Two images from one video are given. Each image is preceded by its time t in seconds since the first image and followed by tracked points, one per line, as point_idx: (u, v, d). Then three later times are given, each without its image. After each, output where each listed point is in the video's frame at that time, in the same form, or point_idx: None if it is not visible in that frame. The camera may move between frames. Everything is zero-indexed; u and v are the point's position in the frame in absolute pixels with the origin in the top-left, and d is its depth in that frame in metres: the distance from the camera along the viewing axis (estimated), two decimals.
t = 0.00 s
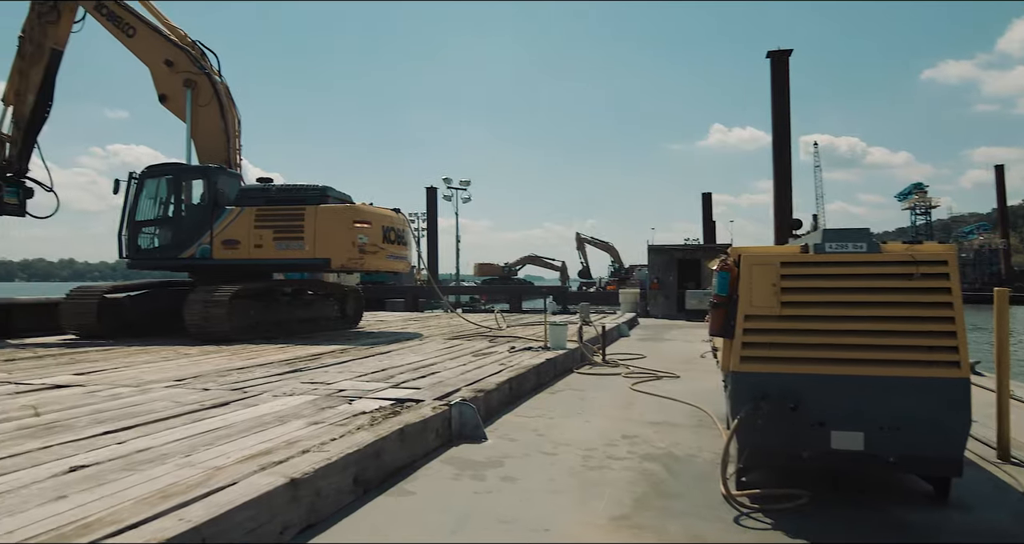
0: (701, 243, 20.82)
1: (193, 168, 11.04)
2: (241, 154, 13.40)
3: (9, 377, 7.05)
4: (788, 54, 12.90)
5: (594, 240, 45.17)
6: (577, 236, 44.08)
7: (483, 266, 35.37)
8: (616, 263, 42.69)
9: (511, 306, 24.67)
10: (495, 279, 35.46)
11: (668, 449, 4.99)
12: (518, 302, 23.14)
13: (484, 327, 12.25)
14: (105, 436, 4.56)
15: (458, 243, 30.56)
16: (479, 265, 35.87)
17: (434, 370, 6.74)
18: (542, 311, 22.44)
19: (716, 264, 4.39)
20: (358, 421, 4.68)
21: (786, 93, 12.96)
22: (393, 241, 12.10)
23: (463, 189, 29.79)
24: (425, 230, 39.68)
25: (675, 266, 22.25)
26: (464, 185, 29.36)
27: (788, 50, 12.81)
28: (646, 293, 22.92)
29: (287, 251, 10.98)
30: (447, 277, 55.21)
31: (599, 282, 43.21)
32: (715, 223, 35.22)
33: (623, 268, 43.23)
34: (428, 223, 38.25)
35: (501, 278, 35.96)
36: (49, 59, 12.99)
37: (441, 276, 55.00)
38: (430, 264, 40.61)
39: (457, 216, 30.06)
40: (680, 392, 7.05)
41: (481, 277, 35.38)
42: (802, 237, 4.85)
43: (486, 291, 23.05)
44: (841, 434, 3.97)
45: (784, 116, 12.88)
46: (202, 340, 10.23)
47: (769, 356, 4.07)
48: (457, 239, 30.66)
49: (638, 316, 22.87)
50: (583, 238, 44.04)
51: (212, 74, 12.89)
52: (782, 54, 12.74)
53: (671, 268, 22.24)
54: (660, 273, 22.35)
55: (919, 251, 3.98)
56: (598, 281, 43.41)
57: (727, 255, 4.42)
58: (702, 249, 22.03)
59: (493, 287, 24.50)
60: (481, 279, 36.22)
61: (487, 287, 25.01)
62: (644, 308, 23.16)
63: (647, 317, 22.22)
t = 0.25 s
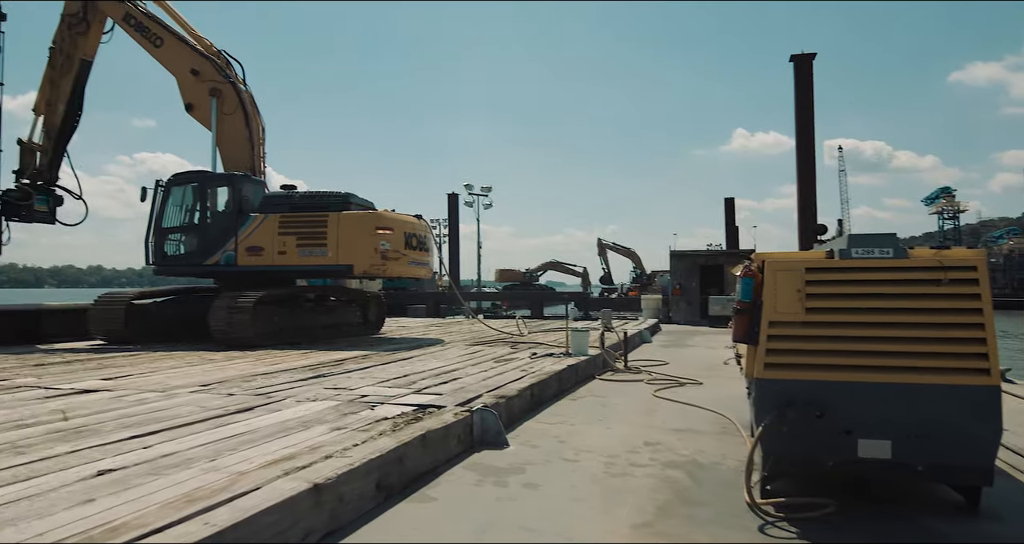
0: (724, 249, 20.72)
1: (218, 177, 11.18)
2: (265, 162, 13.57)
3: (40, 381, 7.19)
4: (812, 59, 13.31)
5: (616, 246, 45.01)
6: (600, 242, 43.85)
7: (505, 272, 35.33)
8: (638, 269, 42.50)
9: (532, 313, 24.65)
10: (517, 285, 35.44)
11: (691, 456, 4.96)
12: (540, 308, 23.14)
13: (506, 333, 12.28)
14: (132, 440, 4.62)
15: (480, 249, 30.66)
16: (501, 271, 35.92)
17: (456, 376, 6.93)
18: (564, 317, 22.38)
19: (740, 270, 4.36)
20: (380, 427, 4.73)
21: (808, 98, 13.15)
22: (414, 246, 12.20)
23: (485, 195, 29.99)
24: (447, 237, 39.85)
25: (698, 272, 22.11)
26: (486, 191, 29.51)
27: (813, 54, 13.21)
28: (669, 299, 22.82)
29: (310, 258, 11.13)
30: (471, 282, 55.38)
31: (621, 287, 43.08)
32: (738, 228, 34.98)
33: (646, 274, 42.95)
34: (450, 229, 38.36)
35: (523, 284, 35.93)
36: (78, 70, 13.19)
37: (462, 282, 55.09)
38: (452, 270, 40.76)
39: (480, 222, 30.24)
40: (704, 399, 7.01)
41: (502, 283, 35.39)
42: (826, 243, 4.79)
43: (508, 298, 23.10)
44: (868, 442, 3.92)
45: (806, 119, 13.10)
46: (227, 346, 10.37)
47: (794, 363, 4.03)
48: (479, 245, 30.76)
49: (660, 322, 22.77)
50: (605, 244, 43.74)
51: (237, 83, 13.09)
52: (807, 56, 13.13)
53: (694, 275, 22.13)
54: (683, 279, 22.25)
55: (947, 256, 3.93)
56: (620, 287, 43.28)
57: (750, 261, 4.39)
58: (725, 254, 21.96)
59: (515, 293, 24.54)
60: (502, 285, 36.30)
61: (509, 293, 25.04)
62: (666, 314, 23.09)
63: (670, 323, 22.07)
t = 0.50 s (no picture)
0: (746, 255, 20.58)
1: (241, 186, 11.33)
2: (288, 170, 13.73)
3: (68, 387, 7.32)
4: (835, 63, 13.24)
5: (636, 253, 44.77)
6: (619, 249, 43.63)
7: (525, 280, 35.28)
8: (659, 276, 42.21)
9: (553, 320, 24.58)
10: (537, 293, 35.37)
11: (715, 465, 4.92)
12: (560, 316, 23.08)
13: (527, 341, 12.26)
14: (157, 447, 4.68)
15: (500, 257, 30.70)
16: (520, 279, 35.91)
17: (478, 384, 6.95)
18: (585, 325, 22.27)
19: (763, 278, 4.33)
20: (402, 434, 4.76)
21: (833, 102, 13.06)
22: (435, 254, 12.25)
23: (505, 202, 30.06)
24: (467, 244, 39.97)
25: (720, 279, 21.96)
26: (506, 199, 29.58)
27: (836, 58, 13.10)
28: (690, 306, 22.66)
29: (331, 266, 11.20)
30: (490, 290, 55.36)
31: (641, 295, 42.84)
32: (759, 235, 34.65)
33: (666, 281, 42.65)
34: (470, 237, 38.41)
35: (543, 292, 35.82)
36: (106, 81, 13.53)
37: (482, 289, 55.04)
38: (471, 278, 40.84)
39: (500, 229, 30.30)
40: (727, 408, 6.95)
41: (522, 290, 35.35)
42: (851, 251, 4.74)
43: (528, 305, 23.07)
44: (895, 452, 3.86)
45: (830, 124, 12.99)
46: (250, 353, 10.47)
47: (818, 371, 3.98)
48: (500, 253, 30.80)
49: (681, 329, 22.63)
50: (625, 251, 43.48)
51: (260, 93, 13.26)
52: (829, 61, 13.01)
53: (716, 282, 21.97)
54: (705, 286, 22.08)
55: (976, 263, 3.86)
56: (640, 294, 43.02)
57: (774, 268, 4.36)
58: (747, 261, 21.86)
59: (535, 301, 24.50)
60: (522, 292, 36.26)
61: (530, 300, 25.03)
62: (688, 321, 22.94)
63: (691, 330, 21.88)
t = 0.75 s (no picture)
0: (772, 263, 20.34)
1: (268, 195, 11.55)
2: (313, 181, 13.94)
3: (99, 395, 7.48)
4: (862, 68, 13.08)
5: (660, 261, 44.48)
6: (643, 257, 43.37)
7: (548, 289, 35.24)
8: (683, 284, 41.86)
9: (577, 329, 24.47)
10: (561, 301, 35.29)
11: (741, 476, 4.85)
12: (584, 324, 22.99)
13: (550, 349, 12.25)
14: (184, 454, 4.75)
15: (523, 266, 30.75)
16: (544, 287, 35.88)
17: (501, 392, 6.96)
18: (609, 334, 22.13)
19: (789, 286, 4.28)
20: (426, 442, 4.79)
21: (860, 107, 12.94)
22: (458, 263, 12.33)
23: (529, 211, 30.13)
24: (490, 253, 40.10)
25: (746, 287, 21.69)
26: (529, 208, 29.65)
27: (862, 64, 12.96)
28: (715, 315, 22.42)
29: (356, 274, 11.34)
30: (513, 298, 55.47)
31: (666, 303, 42.50)
32: (786, 242, 34.20)
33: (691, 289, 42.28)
34: (494, 245, 38.51)
35: (567, 300, 35.73)
36: (136, 94, 13.85)
37: (506, 298, 55.02)
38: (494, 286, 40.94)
39: (523, 238, 30.37)
40: (753, 417, 6.86)
41: (546, 299, 35.30)
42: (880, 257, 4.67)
43: (552, 314, 23.03)
44: (927, 464, 3.79)
45: (857, 129, 12.85)
46: (275, 361, 10.61)
47: (847, 380, 3.92)
48: (523, 261, 30.85)
49: (706, 338, 22.41)
50: (649, 259, 43.20)
51: (286, 104, 13.52)
52: (856, 67, 12.86)
53: (742, 290, 21.69)
54: (730, 294, 21.82)
55: (1010, 270, 3.78)
56: (664, 302, 42.69)
57: (800, 276, 4.30)
58: (773, 269, 21.58)
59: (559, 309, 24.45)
60: (545, 301, 36.22)
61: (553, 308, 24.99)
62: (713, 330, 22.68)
63: (716, 339, 21.63)
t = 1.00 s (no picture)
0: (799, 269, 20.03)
1: (292, 203, 11.72)
2: (337, 189, 14.12)
3: (128, 401, 7.65)
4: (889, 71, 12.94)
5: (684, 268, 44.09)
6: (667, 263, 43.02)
7: (571, 296, 35.14)
8: (708, 291, 41.43)
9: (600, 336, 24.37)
10: (584, 307, 35.16)
11: (768, 485, 4.79)
12: (607, 331, 22.87)
13: (573, 356, 12.21)
14: (211, 460, 4.83)
15: (546, 273, 30.73)
16: (567, 294, 35.78)
17: (524, 399, 6.97)
18: (633, 341, 21.98)
19: (816, 292, 4.23)
20: (449, 449, 4.82)
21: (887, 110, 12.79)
22: (481, 270, 12.38)
23: (551, 217, 30.14)
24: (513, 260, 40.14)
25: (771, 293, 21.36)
26: (552, 214, 29.65)
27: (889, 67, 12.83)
28: (741, 322, 22.15)
29: (380, 281, 11.46)
30: (537, 305, 55.45)
31: (691, 309, 42.09)
32: (813, 248, 33.68)
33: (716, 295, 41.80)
34: (516, 252, 38.54)
35: (590, 307, 35.58)
36: (164, 104, 14.26)
37: (530, 305, 54.96)
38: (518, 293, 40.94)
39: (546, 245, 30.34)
40: (780, 425, 6.77)
41: (569, 306, 35.19)
42: (910, 262, 4.57)
43: (575, 321, 22.95)
44: (958, 473, 3.77)
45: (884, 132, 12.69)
46: (300, 368, 10.75)
47: (876, 389, 3.90)
48: (546, 268, 30.82)
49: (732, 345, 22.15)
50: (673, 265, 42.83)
51: (311, 114, 13.74)
52: (882, 70, 12.75)
53: (767, 296, 21.36)
54: (755, 300, 21.53)
55: None
56: (689, 309, 42.28)
57: (827, 282, 4.26)
58: (798, 275, 21.20)
59: (582, 316, 24.36)
60: (569, 308, 36.10)
61: (576, 315, 24.91)
62: (739, 337, 22.40)
63: (742, 346, 21.36)
